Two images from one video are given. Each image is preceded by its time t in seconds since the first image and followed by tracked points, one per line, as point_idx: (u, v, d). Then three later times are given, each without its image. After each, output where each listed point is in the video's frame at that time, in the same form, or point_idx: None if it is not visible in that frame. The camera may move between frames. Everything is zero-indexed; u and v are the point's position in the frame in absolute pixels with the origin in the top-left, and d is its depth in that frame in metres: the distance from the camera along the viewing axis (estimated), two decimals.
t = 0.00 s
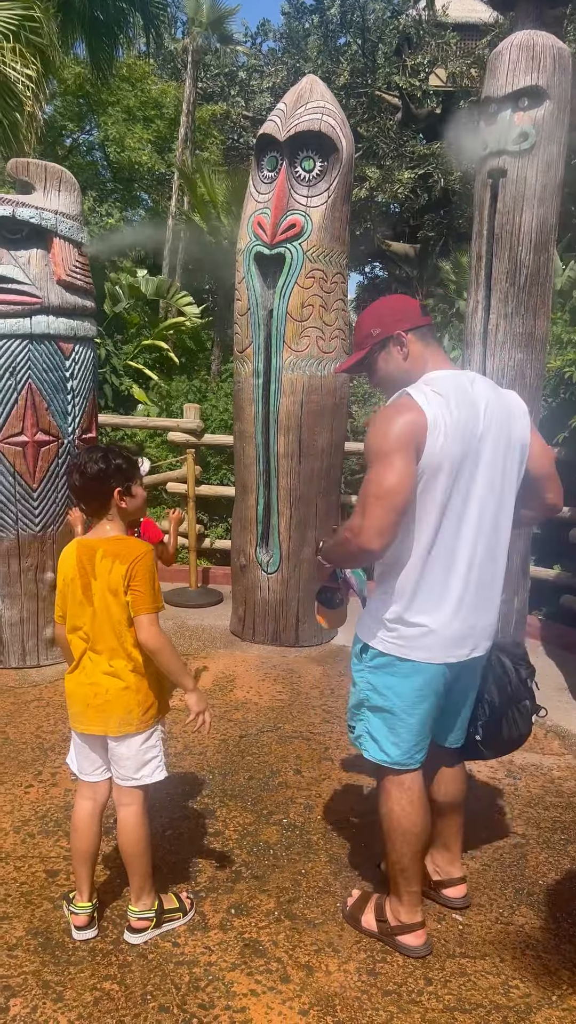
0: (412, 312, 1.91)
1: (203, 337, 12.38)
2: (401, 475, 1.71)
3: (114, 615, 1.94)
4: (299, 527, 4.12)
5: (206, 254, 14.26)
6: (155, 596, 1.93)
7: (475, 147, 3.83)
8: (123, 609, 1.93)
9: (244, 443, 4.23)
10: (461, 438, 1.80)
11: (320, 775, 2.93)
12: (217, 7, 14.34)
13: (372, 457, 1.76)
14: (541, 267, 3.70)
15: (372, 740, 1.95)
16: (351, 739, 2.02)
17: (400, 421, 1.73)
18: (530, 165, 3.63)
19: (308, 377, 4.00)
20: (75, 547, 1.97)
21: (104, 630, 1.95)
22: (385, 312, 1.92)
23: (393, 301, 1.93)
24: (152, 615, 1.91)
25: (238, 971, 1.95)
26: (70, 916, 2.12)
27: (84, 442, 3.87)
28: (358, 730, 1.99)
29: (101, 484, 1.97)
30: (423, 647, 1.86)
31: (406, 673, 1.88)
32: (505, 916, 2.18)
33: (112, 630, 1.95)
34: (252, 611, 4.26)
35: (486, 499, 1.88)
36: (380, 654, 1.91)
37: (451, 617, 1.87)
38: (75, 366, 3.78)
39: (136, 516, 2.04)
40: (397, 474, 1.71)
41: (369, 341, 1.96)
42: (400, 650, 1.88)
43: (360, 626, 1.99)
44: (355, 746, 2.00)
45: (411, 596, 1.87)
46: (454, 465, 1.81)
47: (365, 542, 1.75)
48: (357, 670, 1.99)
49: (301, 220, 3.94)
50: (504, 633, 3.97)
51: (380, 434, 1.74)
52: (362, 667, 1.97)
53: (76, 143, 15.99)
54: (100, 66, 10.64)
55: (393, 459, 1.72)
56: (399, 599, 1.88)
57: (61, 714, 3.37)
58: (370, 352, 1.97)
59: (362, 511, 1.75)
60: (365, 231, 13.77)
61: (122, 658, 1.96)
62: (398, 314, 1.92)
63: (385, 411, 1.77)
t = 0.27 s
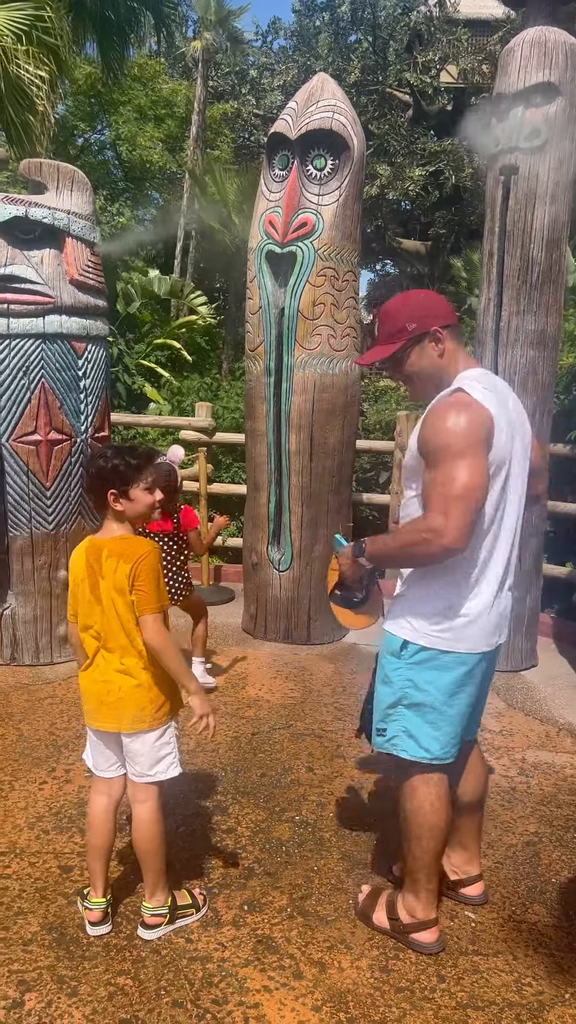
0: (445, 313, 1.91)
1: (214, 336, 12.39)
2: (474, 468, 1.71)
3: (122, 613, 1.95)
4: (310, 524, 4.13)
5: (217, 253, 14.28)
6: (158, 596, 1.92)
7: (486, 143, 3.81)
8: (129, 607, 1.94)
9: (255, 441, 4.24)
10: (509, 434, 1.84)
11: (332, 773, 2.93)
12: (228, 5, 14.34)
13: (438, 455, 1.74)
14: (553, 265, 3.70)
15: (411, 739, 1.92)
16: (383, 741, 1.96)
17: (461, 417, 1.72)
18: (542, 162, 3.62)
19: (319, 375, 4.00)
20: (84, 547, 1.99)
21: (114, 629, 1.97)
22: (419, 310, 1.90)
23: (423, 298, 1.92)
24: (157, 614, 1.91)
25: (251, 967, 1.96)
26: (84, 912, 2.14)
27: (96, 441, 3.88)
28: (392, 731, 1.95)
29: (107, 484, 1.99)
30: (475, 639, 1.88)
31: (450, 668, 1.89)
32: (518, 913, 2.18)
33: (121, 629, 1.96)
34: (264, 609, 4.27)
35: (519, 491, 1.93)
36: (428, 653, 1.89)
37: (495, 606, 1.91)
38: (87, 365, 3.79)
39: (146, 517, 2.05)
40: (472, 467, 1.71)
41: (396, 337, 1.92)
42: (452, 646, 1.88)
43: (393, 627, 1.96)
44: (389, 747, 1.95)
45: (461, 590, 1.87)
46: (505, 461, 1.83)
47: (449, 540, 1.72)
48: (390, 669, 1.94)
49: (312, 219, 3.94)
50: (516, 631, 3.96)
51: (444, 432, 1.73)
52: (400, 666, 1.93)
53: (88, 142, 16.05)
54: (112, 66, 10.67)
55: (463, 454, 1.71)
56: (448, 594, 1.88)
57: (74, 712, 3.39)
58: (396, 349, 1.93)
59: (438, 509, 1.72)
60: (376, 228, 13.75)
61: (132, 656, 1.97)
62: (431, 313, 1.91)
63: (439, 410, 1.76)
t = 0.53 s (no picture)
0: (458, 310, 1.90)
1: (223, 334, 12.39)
2: (521, 461, 1.72)
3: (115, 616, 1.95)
4: (318, 523, 4.12)
5: (226, 251, 14.28)
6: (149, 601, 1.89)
7: (494, 140, 3.80)
8: (118, 611, 1.93)
9: (263, 440, 4.24)
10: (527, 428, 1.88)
11: (340, 772, 2.93)
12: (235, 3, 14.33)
13: (485, 451, 1.73)
14: (562, 262, 3.68)
15: (449, 739, 1.89)
16: (417, 744, 1.90)
17: (501, 412, 1.73)
18: (550, 158, 3.61)
19: (327, 373, 4.00)
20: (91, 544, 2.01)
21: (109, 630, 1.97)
22: (433, 309, 1.88)
23: (432, 298, 1.90)
24: (140, 621, 1.87)
25: (258, 967, 1.96)
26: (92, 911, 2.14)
27: (104, 440, 3.89)
28: (428, 731, 1.89)
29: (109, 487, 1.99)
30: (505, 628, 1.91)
31: (484, 664, 1.90)
32: (527, 913, 2.17)
33: (115, 631, 1.96)
34: (272, 607, 4.27)
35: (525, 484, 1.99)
36: (468, 650, 1.88)
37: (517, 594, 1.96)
38: (95, 365, 3.80)
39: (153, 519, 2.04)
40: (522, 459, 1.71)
41: (412, 339, 1.90)
42: (488, 638, 1.89)
43: (427, 628, 1.92)
44: (423, 749, 1.89)
45: (496, 583, 1.89)
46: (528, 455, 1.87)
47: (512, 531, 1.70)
48: (428, 669, 1.90)
49: (319, 216, 3.93)
50: (525, 629, 3.94)
51: (488, 429, 1.72)
52: (438, 665, 1.89)
53: (96, 141, 16.07)
54: (119, 65, 10.67)
55: (511, 447, 1.72)
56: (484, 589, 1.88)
57: (83, 710, 3.40)
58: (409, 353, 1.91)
59: (495, 504, 1.70)
60: (384, 226, 13.73)
61: (124, 656, 1.96)
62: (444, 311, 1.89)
63: (474, 408, 1.76)
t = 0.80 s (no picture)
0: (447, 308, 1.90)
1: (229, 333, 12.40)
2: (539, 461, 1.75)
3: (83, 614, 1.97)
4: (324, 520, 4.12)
5: (232, 250, 14.28)
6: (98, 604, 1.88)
7: (500, 137, 3.79)
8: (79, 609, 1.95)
9: (269, 438, 4.24)
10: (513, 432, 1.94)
11: (346, 770, 2.93)
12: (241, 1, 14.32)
13: (506, 452, 1.73)
14: (568, 258, 3.67)
15: (462, 741, 1.92)
16: (432, 751, 1.90)
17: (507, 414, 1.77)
18: (557, 154, 3.59)
19: (333, 371, 3.99)
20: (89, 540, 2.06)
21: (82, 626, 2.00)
22: (425, 308, 1.87)
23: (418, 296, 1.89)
24: (83, 622, 1.88)
25: (265, 963, 1.96)
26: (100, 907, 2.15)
27: (110, 439, 3.90)
28: (442, 738, 1.90)
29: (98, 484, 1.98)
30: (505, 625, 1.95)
31: (486, 661, 1.94)
32: (533, 910, 2.17)
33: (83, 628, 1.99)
34: (278, 605, 4.27)
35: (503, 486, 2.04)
36: (476, 651, 1.91)
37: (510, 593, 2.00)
38: (101, 363, 3.81)
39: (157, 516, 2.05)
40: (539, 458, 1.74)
41: (405, 339, 1.87)
42: (492, 637, 1.93)
43: (435, 635, 1.91)
44: (439, 757, 1.90)
45: (499, 583, 1.92)
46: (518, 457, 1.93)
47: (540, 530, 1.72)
48: (440, 676, 1.90)
49: (325, 214, 3.93)
50: (531, 627, 3.93)
51: (507, 430, 1.73)
52: (451, 671, 1.90)
53: (102, 141, 16.09)
54: (125, 64, 10.68)
55: (531, 447, 1.74)
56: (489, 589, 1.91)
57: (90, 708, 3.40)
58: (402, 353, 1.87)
59: (520, 505, 1.71)
60: (390, 223, 13.70)
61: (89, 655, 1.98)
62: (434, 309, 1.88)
63: (480, 412, 1.79)
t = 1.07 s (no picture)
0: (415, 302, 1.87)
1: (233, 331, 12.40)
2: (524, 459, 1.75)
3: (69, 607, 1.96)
4: (328, 518, 4.13)
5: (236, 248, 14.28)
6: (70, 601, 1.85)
7: (504, 133, 3.79)
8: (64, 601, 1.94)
9: (273, 436, 4.24)
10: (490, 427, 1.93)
11: (351, 766, 2.93)
12: None
13: (492, 451, 1.72)
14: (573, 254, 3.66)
15: (443, 755, 1.92)
16: (414, 766, 1.89)
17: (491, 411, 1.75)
18: (561, 150, 3.58)
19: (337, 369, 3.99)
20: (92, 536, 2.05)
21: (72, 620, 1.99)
22: (391, 303, 1.83)
23: (384, 290, 1.85)
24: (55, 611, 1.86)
25: (270, 958, 1.97)
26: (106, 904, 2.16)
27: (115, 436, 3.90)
28: (423, 753, 1.89)
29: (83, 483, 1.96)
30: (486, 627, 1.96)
31: (467, 673, 1.95)
32: (538, 906, 2.17)
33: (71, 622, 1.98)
34: (284, 602, 4.29)
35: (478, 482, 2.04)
36: (458, 661, 1.91)
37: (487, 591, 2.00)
38: (106, 361, 3.81)
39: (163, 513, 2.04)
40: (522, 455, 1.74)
41: (373, 335, 1.84)
42: (473, 644, 1.93)
43: (419, 647, 1.89)
44: (421, 772, 1.89)
45: (480, 586, 1.92)
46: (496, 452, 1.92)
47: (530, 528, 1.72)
48: (423, 689, 1.89)
49: (329, 211, 3.92)
50: (537, 624, 3.93)
51: (493, 427, 1.72)
52: (433, 685, 1.89)
53: (106, 139, 16.11)
54: (129, 62, 10.69)
55: (515, 445, 1.74)
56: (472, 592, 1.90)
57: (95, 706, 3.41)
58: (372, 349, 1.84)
59: (509, 505, 1.71)
60: (395, 220, 13.69)
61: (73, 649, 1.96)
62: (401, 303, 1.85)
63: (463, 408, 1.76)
